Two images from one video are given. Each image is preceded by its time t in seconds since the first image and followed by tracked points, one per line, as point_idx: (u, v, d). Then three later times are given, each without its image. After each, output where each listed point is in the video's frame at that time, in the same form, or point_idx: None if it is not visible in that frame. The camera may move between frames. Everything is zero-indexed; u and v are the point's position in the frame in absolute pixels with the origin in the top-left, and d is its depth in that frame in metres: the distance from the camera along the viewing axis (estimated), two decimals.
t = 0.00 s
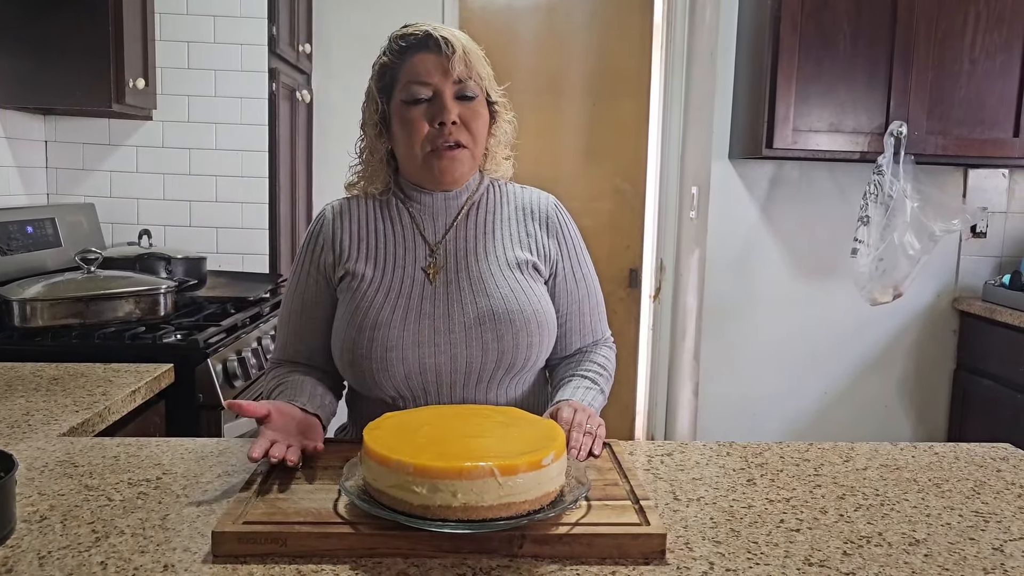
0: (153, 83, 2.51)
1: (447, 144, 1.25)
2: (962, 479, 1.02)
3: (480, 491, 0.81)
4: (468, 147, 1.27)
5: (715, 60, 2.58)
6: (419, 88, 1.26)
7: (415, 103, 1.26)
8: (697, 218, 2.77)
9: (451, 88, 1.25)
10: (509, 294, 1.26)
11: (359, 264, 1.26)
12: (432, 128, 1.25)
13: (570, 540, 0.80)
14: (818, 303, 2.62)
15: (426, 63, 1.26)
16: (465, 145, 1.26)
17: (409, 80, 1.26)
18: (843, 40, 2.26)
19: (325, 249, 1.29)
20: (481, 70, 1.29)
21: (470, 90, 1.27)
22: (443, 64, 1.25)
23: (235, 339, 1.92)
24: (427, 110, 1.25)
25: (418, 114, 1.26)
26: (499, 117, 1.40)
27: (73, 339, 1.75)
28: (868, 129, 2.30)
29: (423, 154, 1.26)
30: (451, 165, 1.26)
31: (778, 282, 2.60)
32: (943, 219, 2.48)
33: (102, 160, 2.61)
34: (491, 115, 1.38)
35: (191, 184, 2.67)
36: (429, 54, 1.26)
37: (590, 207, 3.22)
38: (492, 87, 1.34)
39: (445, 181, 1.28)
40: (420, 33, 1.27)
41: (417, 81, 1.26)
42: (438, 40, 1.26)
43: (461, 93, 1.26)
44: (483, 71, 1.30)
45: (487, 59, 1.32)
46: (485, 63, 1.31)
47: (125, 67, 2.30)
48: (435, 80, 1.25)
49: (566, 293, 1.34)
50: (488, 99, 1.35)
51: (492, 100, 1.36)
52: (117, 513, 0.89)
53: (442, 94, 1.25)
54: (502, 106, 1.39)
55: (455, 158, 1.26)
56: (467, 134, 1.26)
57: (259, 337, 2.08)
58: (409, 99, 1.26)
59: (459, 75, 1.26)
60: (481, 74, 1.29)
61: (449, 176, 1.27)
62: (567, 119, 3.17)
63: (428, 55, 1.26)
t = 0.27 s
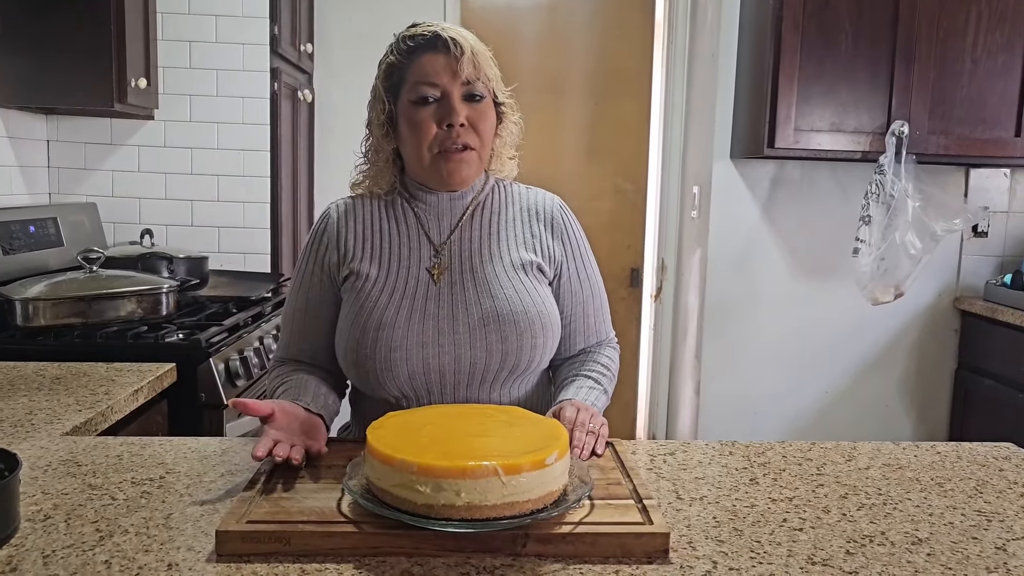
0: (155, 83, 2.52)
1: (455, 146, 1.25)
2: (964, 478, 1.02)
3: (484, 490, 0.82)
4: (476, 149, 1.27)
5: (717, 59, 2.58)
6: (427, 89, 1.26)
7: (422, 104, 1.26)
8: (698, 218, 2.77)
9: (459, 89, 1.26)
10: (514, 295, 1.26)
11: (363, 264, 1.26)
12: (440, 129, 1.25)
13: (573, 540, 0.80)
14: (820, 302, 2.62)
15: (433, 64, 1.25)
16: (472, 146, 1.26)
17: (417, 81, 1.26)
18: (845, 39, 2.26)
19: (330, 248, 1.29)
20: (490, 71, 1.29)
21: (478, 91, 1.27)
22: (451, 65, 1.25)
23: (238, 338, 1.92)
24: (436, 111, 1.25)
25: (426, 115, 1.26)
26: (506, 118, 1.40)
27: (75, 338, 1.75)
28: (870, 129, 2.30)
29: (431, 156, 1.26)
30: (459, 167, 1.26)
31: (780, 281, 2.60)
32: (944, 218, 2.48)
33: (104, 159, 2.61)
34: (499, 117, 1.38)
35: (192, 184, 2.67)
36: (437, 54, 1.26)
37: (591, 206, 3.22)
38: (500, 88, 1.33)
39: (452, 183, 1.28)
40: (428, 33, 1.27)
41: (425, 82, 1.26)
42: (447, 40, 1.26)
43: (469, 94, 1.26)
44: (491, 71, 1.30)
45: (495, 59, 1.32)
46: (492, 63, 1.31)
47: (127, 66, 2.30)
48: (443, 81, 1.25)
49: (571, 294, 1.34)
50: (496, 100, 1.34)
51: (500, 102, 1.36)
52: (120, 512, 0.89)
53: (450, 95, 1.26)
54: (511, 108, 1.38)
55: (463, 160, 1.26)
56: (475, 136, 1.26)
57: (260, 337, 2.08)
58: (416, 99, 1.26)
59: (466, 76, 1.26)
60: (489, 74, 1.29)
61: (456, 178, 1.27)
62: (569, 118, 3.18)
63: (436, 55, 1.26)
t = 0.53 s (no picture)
0: (160, 84, 2.52)
1: (463, 151, 1.26)
2: (971, 480, 1.02)
3: (491, 491, 0.82)
4: (483, 153, 1.28)
5: (721, 60, 2.58)
6: (436, 93, 1.25)
7: (431, 107, 1.26)
8: (703, 218, 2.76)
9: (467, 93, 1.25)
10: (520, 296, 1.26)
11: (370, 265, 1.27)
12: (448, 134, 1.25)
13: (580, 541, 0.80)
14: (825, 302, 2.61)
15: (443, 67, 1.25)
16: (479, 151, 1.27)
17: (426, 85, 1.26)
18: (850, 39, 2.26)
19: (338, 249, 1.29)
20: (499, 75, 1.29)
21: (488, 95, 1.27)
22: (460, 68, 1.25)
23: (243, 339, 1.92)
24: (445, 115, 1.25)
25: (435, 119, 1.25)
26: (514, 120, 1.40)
27: (82, 338, 1.76)
28: (875, 129, 2.30)
29: (439, 160, 1.27)
30: (466, 171, 1.26)
31: (784, 282, 2.60)
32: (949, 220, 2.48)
33: (109, 160, 2.62)
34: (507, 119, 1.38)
35: (197, 184, 2.67)
36: (447, 57, 1.26)
37: (595, 207, 3.22)
38: (509, 91, 1.33)
39: (459, 187, 1.28)
40: (438, 36, 1.26)
41: (434, 86, 1.25)
42: (457, 44, 1.26)
43: (478, 99, 1.26)
44: (500, 75, 1.30)
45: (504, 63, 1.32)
46: (501, 66, 1.31)
47: (132, 67, 2.31)
48: (452, 85, 1.25)
49: (577, 296, 1.34)
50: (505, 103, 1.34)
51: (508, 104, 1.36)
52: (128, 513, 0.89)
53: (459, 100, 1.25)
54: (519, 110, 1.38)
55: (471, 165, 1.26)
56: (483, 140, 1.27)
57: (266, 337, 2.09)
58: (425, 103, 1.25)
59: (475, 80, 1.26)
60: (498, 78, 1.29)
61: (464, 182, 1.27)
62: (573, 119, 3.18)
63: (445, 59, 1.25)
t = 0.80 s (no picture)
0: (164, 84, 2.52)
1: (468, 150, 1.26)
2: (976, 480, 1.02)
3: (496, 491, 0.82)
4: (488, 152, 1.28)
5: (726, 59, 2.58)
6: (442, 92, 1.26)
7: (436, 106, 1.26)
8: (706, 218, 2.76)
9: (473, 92, 1.25)
10: (525, 296, 1.26)
11: (375, 264, 1.27)
12: (453, 133, 1.25)
13: (585, 540, 0.80)
14: (829, 302, 2.61)
15: (449, 67, 1.25)
16: (485, 150, 1.27)
17: (432, 84, 1.26)
18: (854, 39, 2.25)
19: (342, 248, 1.29)
20: (505, 75, 1.29)
21: (493, 95, 1.27)
22: (466, 68, 1.25)
23: (247, 339, 1.93)
24: (450, 114, 1.26)
25: (440, 118, 1.26)
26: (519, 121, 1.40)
27: (86, 338, 1.76)
28: (879, 128, 2.29)
29: (444, 159, 1.27)
30: (471, 171, 1.26)
31: (788, 281, 2.59)
32: (955, 218, 2.46)
33: (114, 160, 2.63)
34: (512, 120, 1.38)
35: (201, 184, 2.68)
36: (453, 57, 1.26)
37: (599, 206, 3.22)
38: (515, 91, 1.34)
39: (465, 186, 1.28)
40: (444, 35, 1.26)
41: (440, 85, 1.26)
42: (462, 43, 1.26)
43: (483, 98, 1.26)
44: (506, 74, 1.30)
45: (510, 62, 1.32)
46: (507, 65, 1.31)
47: (137, 68, 2.31)
48: (457, 84, 1.25)
49: (581, 296, 1.34)
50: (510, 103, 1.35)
51: (513, 104, 1.36)
52: (133, 512, 0.89)
53: (464, 99, 1.25)
54: (524, 110, 1.39)
55: (476, 164, 1.26)
56: (488, 140, 1.27)
57: (270, 337, 2.09)
58: (431, 102, 1.26)
59: (481, 80, 1.26)
60: (504, 78, 1.29)
61: (469, 181, 1.27)
62: (577, 118, 3.17)
63: (452, 58, 1.26)
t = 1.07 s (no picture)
0: (166, 84, 2.52)
1: (470, 149, 1.25)
2: (978, 479, 1.02)
3: (497, 491, 0.82)
4: (490, 152, 1.27)
5: (727, 58, 2.58)
6: (444, 91, 1.26)
7: (438, 105, 1.26)
8: (708, 217, 2.76)
9: (474, 91, 1.26)
10: (526, 295, 1.26)
11: (376, 263, 1.27)
12: (455, 132, 1.25)
13: (586, 540, 0.80)
14: (831, 301, 2.61)
15: (451, 66, 1.26)
16: (486, 150, 1.26)
17: (434, 83, 1.27)
18: (856, 38, 2.25)
19: (343, 248, 1.29)
20: (506, 76, 1.30)
21: (494, 95, 1.27)
22: (468, 67, 1.26)
23: (249, 339, 1.93)
24: (451, 113, 1.26)
25: (442, 117, 1.26)
26: (520, 122, 1.40)
27: (89, 338, 1.76)
28: (881, 127, 2.29)
29: (445, 158, 1.26)
30: (473, 171, 1.26)
31: (789, 280, 2.59)
32: (957, 217, 2.46)
33: (115, 160, 2.63)
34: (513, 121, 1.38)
35: (203, 184, 2.68)
36: (455, 57, 1.26)
37: (600, 205, 3.22)
38: (515, 92, 1.34)
39: (466, 186, 1.28)
40: (447, 35, 1.27)
41: (442, 84, 1.26)
42: (465, 43, 1.26)
43: (484, 97, 1.27)
44: (507, 75, 1.31)
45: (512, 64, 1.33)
46: (509, 67, 1.31)
47: (138, 68, 2.31)
48: (459, 84, 1.26)
49: (582, 295, 1.34)
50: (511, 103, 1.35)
51: (514, 105, 1.36)
52: (135, 513, 0.89)
53: (466, 98, 1.26)
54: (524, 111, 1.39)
55: (477, 163, 1.26)
56: (489, 139, 1.27)
57: (272, 337, 2.09)
58: (433, 101, 1.26)
59: (482, 79, 1.26)
60: (505, 79, 1.30)
61: (470, 181, 1.27)
62: (578, 117, 3.17)
63: (454, 58, 1.26)
